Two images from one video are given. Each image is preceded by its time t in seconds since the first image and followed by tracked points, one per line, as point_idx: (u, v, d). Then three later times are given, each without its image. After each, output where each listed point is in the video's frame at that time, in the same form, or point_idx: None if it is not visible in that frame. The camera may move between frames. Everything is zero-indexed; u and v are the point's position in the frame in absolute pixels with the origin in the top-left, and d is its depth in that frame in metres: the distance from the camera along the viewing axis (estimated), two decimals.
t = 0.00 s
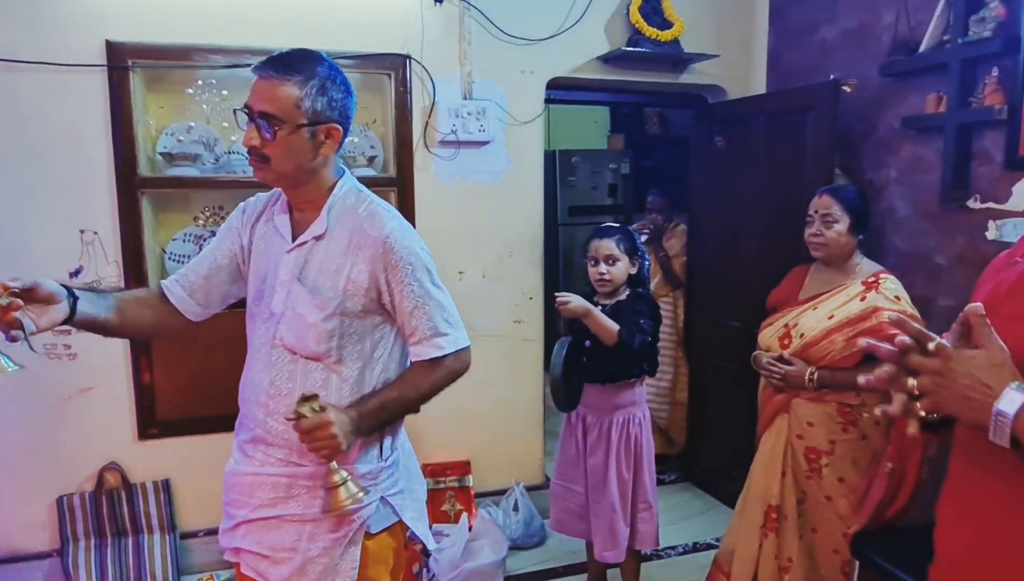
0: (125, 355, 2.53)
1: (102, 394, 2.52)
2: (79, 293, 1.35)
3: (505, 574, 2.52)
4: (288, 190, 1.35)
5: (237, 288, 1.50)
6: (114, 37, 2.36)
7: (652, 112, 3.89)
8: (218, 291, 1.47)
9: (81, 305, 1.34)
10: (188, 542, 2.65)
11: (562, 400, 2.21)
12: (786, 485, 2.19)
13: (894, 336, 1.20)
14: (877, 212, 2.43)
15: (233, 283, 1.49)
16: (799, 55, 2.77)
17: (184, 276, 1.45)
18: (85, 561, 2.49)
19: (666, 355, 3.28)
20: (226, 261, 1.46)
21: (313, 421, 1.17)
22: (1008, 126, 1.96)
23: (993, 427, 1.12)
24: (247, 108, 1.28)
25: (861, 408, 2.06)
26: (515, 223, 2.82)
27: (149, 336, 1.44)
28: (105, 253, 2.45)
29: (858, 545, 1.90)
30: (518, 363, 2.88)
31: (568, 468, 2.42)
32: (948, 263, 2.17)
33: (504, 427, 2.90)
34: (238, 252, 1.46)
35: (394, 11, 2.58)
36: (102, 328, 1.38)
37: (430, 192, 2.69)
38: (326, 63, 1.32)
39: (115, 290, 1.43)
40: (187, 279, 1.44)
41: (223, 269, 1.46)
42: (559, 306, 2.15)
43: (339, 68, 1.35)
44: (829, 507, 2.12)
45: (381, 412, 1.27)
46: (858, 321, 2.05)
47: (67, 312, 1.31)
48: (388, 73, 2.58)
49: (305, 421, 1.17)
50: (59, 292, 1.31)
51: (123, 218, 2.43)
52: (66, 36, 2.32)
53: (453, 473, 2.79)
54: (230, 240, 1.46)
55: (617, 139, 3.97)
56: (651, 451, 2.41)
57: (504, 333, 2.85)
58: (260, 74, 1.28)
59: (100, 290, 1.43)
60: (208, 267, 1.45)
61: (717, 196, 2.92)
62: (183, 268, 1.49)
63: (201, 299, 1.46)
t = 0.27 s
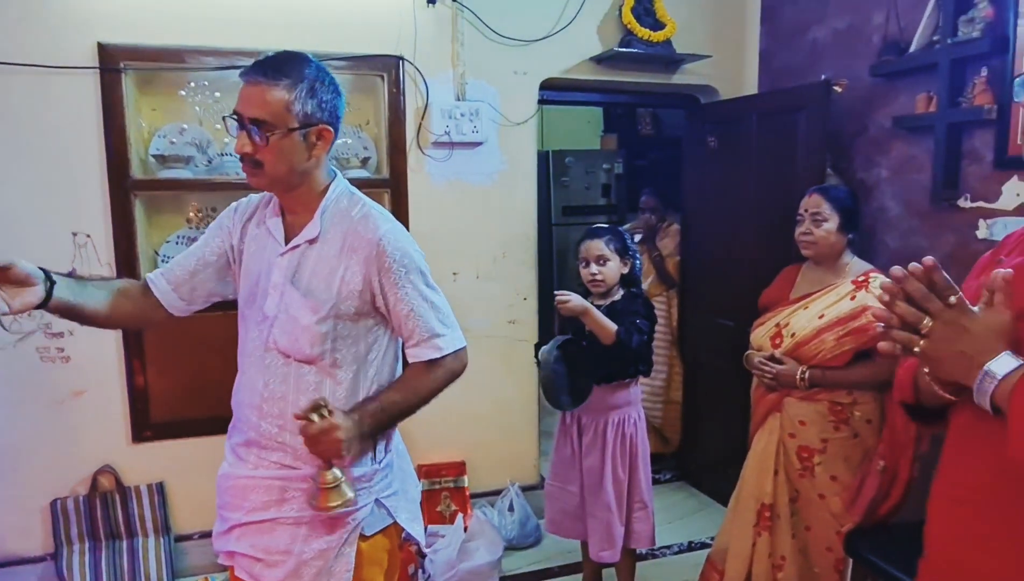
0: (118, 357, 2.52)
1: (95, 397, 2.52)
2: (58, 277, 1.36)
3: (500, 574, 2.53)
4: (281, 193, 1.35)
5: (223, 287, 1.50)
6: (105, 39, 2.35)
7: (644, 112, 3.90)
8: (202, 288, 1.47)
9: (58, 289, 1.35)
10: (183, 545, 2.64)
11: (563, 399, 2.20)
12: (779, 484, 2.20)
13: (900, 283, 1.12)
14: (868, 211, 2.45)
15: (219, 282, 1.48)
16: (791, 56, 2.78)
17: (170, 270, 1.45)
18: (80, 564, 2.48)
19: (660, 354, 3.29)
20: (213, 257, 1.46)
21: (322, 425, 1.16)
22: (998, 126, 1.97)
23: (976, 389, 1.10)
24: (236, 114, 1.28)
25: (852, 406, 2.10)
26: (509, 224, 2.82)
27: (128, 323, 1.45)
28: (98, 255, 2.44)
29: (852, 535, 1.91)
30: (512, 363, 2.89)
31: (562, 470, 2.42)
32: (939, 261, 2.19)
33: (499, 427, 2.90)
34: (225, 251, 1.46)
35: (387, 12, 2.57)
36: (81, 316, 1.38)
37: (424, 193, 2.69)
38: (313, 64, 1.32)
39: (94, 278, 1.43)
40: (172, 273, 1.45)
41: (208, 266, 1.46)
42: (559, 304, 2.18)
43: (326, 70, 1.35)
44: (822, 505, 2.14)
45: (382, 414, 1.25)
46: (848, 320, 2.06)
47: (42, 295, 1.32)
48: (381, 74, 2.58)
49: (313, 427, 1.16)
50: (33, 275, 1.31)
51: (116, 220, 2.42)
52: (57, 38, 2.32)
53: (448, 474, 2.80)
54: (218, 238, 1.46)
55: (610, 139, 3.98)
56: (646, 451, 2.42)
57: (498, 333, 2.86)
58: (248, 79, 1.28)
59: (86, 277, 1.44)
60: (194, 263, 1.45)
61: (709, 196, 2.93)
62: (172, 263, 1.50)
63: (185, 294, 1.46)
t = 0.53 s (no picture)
0: (109, 360, 2.51)
1: (86, 400, 2.51)
2: (36, 263, 1.36)
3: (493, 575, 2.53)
4: (275, 199, 1.35)
5: (209, 285, 1.49)
6: (95, 40, 2.34)
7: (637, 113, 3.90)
8: (187, 284, 1.47)
9: (34, 274, 1.34)
10: (174, 548, 2.64)
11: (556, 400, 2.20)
12: (769, 484, 2.21)
13: (902, 279, 1.12)
14: (859, 212, 2.45)
15: (205, 278, 1.48)
16: (782, 57, 2.79)
17: (155, 263, 1.45)
18: (70, 568, 2.47)
19: (652, 354, 3.29)
20: (199, 254, 1.46)
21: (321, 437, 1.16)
22: (987, 127, 1.98)
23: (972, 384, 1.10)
24: (227, 123, 1.27)
25: (841, 406, 2.10)
26: (501, 225, 2.82)
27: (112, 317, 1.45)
28: (88, 258, 2.43)
29: (843, 537, 1.92)
30: (504, 364, 2.89)
31: (553, 471, 2.42)
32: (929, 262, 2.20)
33: (492, 428, 2.90)
34: (213, 248, 1.46)
35: (378, 14, 2.57)
36: (61, 307, 1.37)
37: (416, 194, 2.69)
38: (303, 70, 1.31)
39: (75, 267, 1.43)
40: (157, 266, 1.45)
41: (195, 262, 1.45)
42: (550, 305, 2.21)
43: (318, 76, 1.34)
44: (812, 504, 2.14)
45: (376, 421, 1.26)
46: (837, 320, 2.07)
47: (17, 279, 1.32)
48: (372, 76, 2.57)
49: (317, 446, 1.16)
50: (9, 258, 1.31)
51: (106, 223, 2.41)
52: (46, 39, 2.31)
53: (441, 475, 2.80)
54: (207, 235, 1.46)
55: (603, 140, 3.99)
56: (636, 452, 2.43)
57: (491, 335, 2.86)
58: (238, 87, 1.27)
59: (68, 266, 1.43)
60: (180, 258, 1.45)
61: (701, 197, 2.93)
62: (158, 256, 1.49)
63: (169, 289, 1.45)
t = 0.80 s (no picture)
0: (97, 362, 2.50)
1: (74, 402, 2.49)
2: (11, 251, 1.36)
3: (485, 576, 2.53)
4: (264, 202, 1.34)
5: (193, 282, 1.48)
6: (83, 40, 2.32)
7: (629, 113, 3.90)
8: (171, 279, 1.45)
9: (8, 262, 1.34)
10: (164, 550, 2.62)
11: (538, 399, 2.20)
12: (759, 483, 2.21)
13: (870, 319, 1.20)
14: (849, 212, 2.46)
15: (189, 274, 1.46)
16: (772, 57, 2.80)
17: (140, 256, 1.44)
18: (59, 571, 2.45)
19: (644, 354, 3.29)
20: (184, 250, 1.44)
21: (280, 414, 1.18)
22: (975, 127, 1.99)
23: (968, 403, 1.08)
24: (214, 127, 1.26)
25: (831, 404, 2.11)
26: (492, 226, 2.82)
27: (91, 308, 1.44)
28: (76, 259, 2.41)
29: (834, 535, 1.92)
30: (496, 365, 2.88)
31: (543, 471, 2.41)
32: (918, 261, 2.20)
33: (483, 429, 2.90)
34: (199, 245, 1.45)
35: (368, 14, 2.56)
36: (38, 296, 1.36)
37: (407, 194, 2.68)
38: (291, 71, 1.30)
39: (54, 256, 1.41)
40: (142, 259, 1.44)
41: (180, 258, 1.44)
42: (541, 304, 2.21)
43: (305, 78, 1.33)
44: (802, 503, 2.14)
45: (363, 415, 1.25)
46: (825, 319, 2.07)
47: None
48: (362, 75, 2.56)
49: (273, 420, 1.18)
50: None
51: (94, 224, 2.40)
52: (33, 39, 2.29)
53: (432, 476, 2.79)
54: (193, 231, 1.45)
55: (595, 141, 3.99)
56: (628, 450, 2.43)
57: (482, 335, 2.85)
58: (223, 90, 1.26)
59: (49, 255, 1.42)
60: (166, 252, 1.44)
61: (692, 197, 2.94)
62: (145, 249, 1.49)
63: (152, 282, 1.44)
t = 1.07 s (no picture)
0: (81, 364, 2.47)
1: (57, 405, 2.46)
2: None
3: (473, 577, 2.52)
4: (242, 201, 1.32)
5: (177, 281, 1.47)
6: (66, 39, 2.30)
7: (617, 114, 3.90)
8: (154, 277, 1.44)
9: None
10: (149, 555, 2.59)
11: (527, 400, 2.18)
12: (747, 483, 2.22)
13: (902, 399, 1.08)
14: (835, 213, 2.47)
15: (173, 273, 1.45)
16: (759, 59, 2.81)
17: (123, 253, 1.43)
18: (42, 577, 2.42)
19: (632, 355, 3.29)
20: (169, 248, 1.43)
21: (296, 428, 1.16)
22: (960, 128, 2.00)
23: (975, 482, 1.00)
24: (192, 127, 1.25)
25: (816, 404, 2.11)
26: (480, 227, 2.81)
27: (72, 303, 1.43)
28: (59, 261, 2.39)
29: (821, 534, 1.93)
30: (484, 366, 2.88)
31: (531, 472, 2.41)
32: (903, 262, 2.22)
33: (471, 431, 2.89)
34: (184, 243, 1.44)
35: (356, 14, 2.55)
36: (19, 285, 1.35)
37: (394, 195, 2.67)
38: (268, 71, 1.29)
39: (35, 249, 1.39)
40: (126, 256, 1.42)
41: (164, 256, 1.43)
42: (524, 307, 2.18)
43: (284, 76, 1.32)
44: (789, 503, 2.15)
45: (338, 413, 1.24)
46: (811, 319, 2.08)
47: None
48: (349, 76, 2.55)
49: (285, 423, 1.16)
50: None
51: (78, 225, 2.37)
52: (15, 38, 2.26)
53: (420, 478, 2.78)
54: (179, 229, 1.44)
55: (583, 142, 3.99)
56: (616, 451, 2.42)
57: (470, 337, 2.84)
58: (200, 89, 1.25)
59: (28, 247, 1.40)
60: (150, 250, 1.43)
61: (680, 198, 2.94)
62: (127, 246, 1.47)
63: (135, 280, 1.42)
